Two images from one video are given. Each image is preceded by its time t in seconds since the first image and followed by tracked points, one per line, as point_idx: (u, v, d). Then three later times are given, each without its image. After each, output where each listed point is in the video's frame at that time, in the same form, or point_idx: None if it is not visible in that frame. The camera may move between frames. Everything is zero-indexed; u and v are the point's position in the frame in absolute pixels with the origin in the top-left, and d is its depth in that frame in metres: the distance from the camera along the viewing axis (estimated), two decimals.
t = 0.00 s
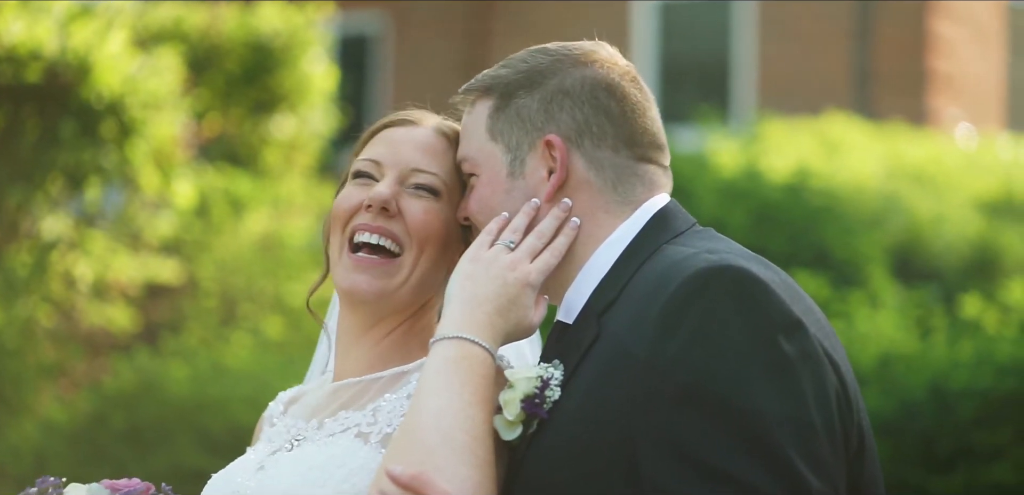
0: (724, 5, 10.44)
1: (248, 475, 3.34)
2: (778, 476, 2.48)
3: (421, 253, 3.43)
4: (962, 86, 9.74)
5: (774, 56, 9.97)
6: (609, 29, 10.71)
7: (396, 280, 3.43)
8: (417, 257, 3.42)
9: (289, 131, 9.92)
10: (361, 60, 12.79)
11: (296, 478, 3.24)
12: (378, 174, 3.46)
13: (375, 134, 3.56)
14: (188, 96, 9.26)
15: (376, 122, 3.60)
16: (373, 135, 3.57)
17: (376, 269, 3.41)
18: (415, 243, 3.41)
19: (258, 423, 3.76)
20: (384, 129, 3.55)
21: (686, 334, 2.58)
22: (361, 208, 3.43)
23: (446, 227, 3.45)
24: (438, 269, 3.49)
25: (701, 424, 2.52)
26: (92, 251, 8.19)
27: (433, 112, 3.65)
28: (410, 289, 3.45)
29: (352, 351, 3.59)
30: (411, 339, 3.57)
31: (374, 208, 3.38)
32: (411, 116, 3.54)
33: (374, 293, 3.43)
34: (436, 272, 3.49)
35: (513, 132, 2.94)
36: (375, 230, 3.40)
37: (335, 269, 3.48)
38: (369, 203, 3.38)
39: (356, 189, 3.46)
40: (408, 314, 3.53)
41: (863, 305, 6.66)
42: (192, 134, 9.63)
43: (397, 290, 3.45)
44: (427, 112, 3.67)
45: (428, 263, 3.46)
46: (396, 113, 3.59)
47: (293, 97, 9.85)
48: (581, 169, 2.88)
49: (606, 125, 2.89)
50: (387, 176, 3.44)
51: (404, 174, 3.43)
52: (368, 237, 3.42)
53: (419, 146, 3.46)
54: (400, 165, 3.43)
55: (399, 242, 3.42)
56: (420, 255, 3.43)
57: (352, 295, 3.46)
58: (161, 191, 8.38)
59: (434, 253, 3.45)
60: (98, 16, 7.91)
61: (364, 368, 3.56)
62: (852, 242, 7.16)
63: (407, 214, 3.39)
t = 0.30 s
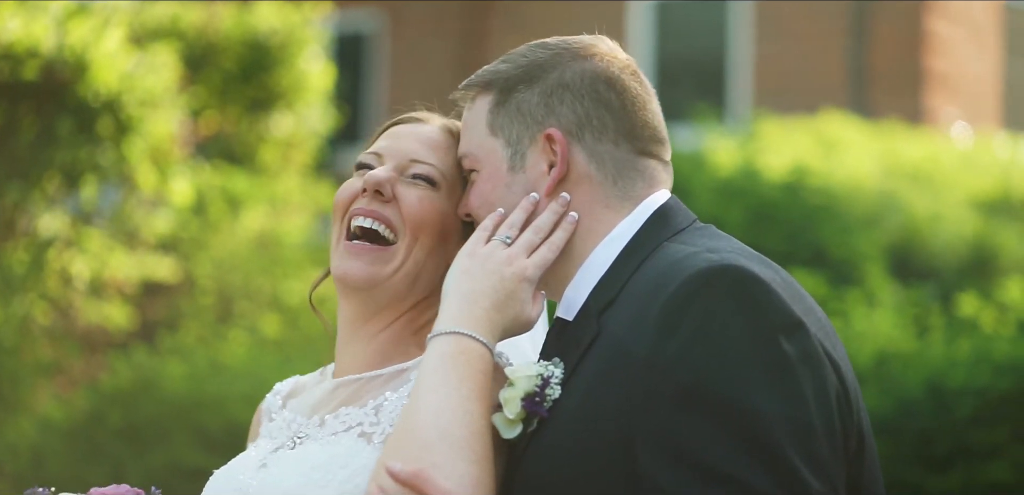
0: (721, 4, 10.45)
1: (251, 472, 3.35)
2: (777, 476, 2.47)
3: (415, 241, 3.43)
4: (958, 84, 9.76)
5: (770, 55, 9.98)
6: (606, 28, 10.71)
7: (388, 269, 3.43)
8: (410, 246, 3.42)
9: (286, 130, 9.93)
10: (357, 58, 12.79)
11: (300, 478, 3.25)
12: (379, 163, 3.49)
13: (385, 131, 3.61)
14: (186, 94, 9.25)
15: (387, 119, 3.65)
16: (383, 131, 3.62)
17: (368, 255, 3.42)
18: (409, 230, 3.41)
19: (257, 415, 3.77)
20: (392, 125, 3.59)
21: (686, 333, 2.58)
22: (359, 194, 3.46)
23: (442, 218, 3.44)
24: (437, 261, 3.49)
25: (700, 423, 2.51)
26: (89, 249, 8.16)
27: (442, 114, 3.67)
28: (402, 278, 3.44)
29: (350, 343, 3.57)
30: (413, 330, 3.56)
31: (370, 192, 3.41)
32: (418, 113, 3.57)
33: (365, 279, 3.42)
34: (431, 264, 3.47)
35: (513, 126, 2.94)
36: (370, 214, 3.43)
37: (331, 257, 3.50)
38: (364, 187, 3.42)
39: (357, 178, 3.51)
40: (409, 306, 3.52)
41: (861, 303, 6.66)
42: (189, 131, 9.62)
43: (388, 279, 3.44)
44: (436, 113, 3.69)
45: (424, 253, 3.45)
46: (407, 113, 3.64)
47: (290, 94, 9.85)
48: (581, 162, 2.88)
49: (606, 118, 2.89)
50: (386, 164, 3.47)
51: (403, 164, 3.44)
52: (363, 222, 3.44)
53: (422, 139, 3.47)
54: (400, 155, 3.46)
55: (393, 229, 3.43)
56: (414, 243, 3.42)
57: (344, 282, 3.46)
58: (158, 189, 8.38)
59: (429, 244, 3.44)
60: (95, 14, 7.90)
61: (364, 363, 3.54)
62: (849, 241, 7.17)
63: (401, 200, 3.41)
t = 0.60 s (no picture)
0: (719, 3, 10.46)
1: (257, 469, 3.37)
2: (780, 475, 2.47)
3: (414, 244, 3.43)
4: (957, 83, 9.76)
5: (769, 54, 9.98)
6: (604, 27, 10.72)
7: (386, 271, 3.44)
8: (409, 249, 3.43)
9: (285, 128, 9.98)
10: (355, 57, 12.80)
11: (303, 476, 3.26)
12: (380, 167, 3.50)
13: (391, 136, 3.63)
14: (184, 92, 9.23)
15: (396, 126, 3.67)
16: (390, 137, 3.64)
17: (367, 258, 3.44)
18: (406, 232, 3.42)
19: (265, 415, 3.79)
20: (398, 130, 3.61)
21: (691, 332, 2.59)
22: (359, 199, 3.49)
23: (442, 220, 3.44)
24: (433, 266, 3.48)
25: (704, 423, 2.51)
26: (88, 247, 8.16)
27: (449, 117, 3.68)
28: (402, 280, 3.45)
29: (355, 347, 3.59)
30: (420, 332, 3.56)
31: (367, 196, 3.43)
32: (422, 118, 3.58)
33: (365, 281, 3.43)
34: (432, 265, 3.47)
35: (517, 123, 2.94)
36: (368, 219, 3.45)
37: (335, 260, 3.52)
38: (362, 192, 3.44)
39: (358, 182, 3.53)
40: (415, 307, 3.51)
41: (859, 302, 6.66)
42: (188, 130, 9.61)
43: (389, 281, 3.44)
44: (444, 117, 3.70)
45: (424, 256, 3.46)
46: (413, 118, 3.65)
47: (289, 93, 9.85)
48: (586, 158, 2.88)
49: (611, 114, 2.89)
50: (387, 167, 3.48)
51: (403, 167, 3.46)
52: (362, 226, 3.46)
53: (424, 142, 3.49)
54: (400, 159, 3.47)
55: (391, 232, 3.45)
56: (413, 246, 3.43)
57: (344, 285, 3.48)
58: (156, 187, 8.38)
59: (429, 246, 3.44)
60: (94, 12, 7.89)
61: (370, 363, 3.56)
62: (848, 240, 7.17)
63: (399, 203, 3.42)
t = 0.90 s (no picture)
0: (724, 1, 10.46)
1: (268, 465, 3.37)
2: (791, 473, 2.47)
3: (425, 253, 3.45)
4: (961, 80, 9.75)
5: (773, 53, 9.98)
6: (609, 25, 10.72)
7: (399, 280, 3.46)
8: (421, 258, 3.44)
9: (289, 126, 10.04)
10: (359, 54, 12.81)
11: (311, 471, 3.27)
12: (387, 177, 3.52)
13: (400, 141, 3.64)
14: (190, 90, 9.23)
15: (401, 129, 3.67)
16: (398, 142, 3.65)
17: (378, 268, 3.46)
18: (417, 242, 3.43)
19: (284, 418, 3.81)
20: (405, 135, 3.62)
21: (703, 328, 2.59)
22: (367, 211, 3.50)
23: (452, 226, 3.45)
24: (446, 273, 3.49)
25: (715, 420, 2.50)
26: (91, 244, 8.28)
27: (457, 117, 3.67)
28: (415, 289, 3.47)
29: (372, 349, 3.59)
30: (435, 335, 3.56)
31: (374, 209, 3.44)
32: (428, 122, 3.58)
33: (377, 291, 3.46)
34: (444, 272, 3.48)
35: (525, 120, 2.95)
36: (377, 232, 3.47)
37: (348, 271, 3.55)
38: (369, 205, 3.46)
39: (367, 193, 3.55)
40: (429, 313, 3.53)
41: (864, 300, 6.64)
42: (193, 128, 9.61)
43: (402, 290, 3.46)
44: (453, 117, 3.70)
45: (436, 263, 3.47)
46: (419, 121, 3.65)
47: (293, 90, 9.86)
48: (594, 153, 2.89)
49: (619, 109, 2.91)
50: (394, 177, 3.49)
51: (410, 177, 3.47)
52: (373, 240, 3.49)
53: (430, 148, 3.49)
54: (407, 168, 3.48)
55: (402, 243, 3.46)
56: (424, 255, 3.45)
57: (359, 296, 3.51)
58: (161, 184, 8.40)
59: (441, 253, 3.46)
60: (99, 9, 7.89)
61: (384, 364, 3.56)
62: (852, 238, 7.17)
63: (406, 213, 3.44)
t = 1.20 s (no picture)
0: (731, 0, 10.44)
1: (278, 465, 3.37)
2: (802, 474, 2.47)
3: (439, 258, 3.45)
4: (968, 80, 9.73)
5: (780, 52, 9.96)
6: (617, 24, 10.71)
7: (413, 284, 3.46)
8: (435, 262, 3.45)
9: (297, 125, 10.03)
10: (367, 53, 12.81)
11: (321, 470, 3.28)
12: (399, 181, 3.51)
13: (409, 142, 3.63)
14: (197, 88, 9.24)
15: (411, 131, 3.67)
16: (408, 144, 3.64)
17: (392, 272, 3.46)
18: (431, 247, 3.44)
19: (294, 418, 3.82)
20: (415, 137, 3.62)
21: (714, 327, 2.58)
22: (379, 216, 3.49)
23: (465, 230, 3.45)
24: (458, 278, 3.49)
25: (727, 420, 2.50)
26: (99, 243, 8.28)
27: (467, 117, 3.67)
28: (429, 293, 3.47)
29: (386, 352, 3.60)
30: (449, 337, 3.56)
31: (387, 215, 3.44)
32: (438, 123, 3.58)
33: (391, 295, 3.46)
34: (458, 275, 3.48)
35: (536, 118, 2.95)
36: (391, 238, 3.47)
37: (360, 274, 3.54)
38: (381, 211, 3.45)
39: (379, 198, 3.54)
40: (442, 317, 3.53)
41: (871, 300, 6.61)
42: (200, 127, 9.62)
43: (415, 294, 3.47)
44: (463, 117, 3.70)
45: (450, 267, 3.47)
46: (429, 122, 3.65)
47: (300, 89, 9.87)
48: (606, 150, 2.88)
49: (629, 105, 2.90)
50: (406, 182, 3.49)
51: (422, 181, 3.47)
52: (386, 245, 3.48)
53: (440, 151, 3.50)
54: (418, 173, 3.48)
55: (416, 247, 3.46)
56: (438, 260, 3.45)
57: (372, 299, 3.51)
58: (168, 183, 8.41)
59: (454, 257, 3.46)
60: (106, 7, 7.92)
61: (396, 366, 3.57)
62: (859, 237, 7.13)
63: (419, 219, 3.43)
